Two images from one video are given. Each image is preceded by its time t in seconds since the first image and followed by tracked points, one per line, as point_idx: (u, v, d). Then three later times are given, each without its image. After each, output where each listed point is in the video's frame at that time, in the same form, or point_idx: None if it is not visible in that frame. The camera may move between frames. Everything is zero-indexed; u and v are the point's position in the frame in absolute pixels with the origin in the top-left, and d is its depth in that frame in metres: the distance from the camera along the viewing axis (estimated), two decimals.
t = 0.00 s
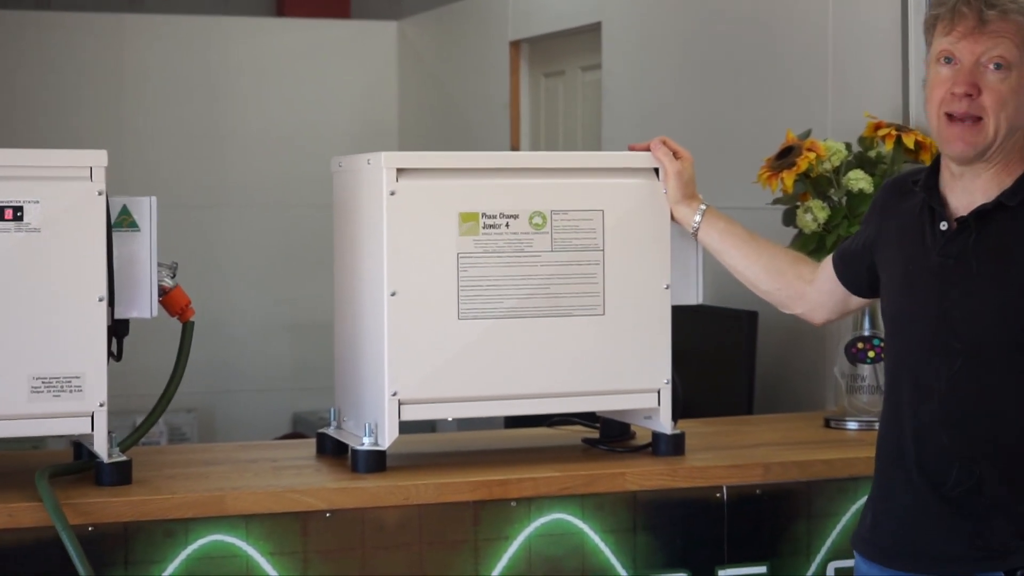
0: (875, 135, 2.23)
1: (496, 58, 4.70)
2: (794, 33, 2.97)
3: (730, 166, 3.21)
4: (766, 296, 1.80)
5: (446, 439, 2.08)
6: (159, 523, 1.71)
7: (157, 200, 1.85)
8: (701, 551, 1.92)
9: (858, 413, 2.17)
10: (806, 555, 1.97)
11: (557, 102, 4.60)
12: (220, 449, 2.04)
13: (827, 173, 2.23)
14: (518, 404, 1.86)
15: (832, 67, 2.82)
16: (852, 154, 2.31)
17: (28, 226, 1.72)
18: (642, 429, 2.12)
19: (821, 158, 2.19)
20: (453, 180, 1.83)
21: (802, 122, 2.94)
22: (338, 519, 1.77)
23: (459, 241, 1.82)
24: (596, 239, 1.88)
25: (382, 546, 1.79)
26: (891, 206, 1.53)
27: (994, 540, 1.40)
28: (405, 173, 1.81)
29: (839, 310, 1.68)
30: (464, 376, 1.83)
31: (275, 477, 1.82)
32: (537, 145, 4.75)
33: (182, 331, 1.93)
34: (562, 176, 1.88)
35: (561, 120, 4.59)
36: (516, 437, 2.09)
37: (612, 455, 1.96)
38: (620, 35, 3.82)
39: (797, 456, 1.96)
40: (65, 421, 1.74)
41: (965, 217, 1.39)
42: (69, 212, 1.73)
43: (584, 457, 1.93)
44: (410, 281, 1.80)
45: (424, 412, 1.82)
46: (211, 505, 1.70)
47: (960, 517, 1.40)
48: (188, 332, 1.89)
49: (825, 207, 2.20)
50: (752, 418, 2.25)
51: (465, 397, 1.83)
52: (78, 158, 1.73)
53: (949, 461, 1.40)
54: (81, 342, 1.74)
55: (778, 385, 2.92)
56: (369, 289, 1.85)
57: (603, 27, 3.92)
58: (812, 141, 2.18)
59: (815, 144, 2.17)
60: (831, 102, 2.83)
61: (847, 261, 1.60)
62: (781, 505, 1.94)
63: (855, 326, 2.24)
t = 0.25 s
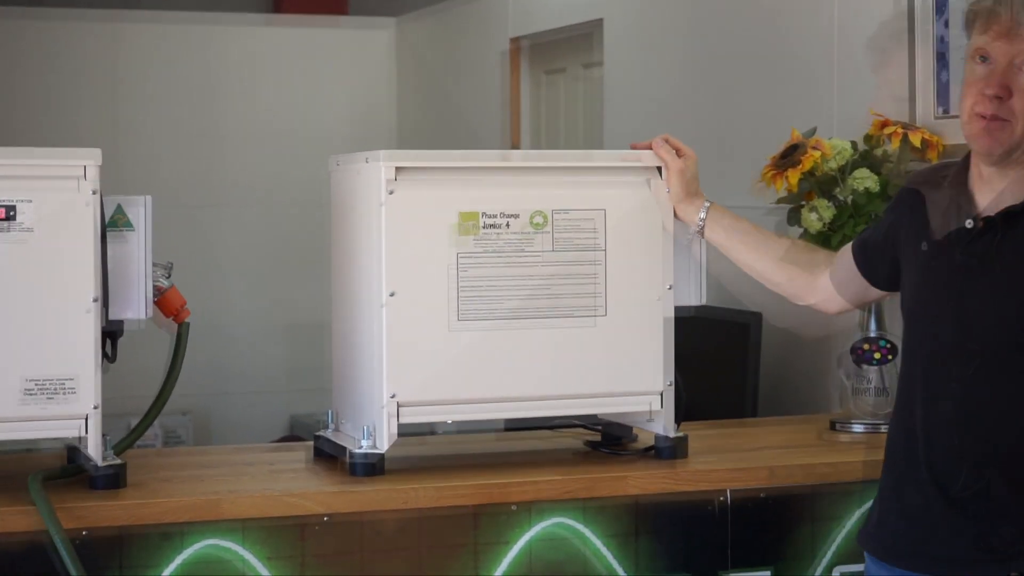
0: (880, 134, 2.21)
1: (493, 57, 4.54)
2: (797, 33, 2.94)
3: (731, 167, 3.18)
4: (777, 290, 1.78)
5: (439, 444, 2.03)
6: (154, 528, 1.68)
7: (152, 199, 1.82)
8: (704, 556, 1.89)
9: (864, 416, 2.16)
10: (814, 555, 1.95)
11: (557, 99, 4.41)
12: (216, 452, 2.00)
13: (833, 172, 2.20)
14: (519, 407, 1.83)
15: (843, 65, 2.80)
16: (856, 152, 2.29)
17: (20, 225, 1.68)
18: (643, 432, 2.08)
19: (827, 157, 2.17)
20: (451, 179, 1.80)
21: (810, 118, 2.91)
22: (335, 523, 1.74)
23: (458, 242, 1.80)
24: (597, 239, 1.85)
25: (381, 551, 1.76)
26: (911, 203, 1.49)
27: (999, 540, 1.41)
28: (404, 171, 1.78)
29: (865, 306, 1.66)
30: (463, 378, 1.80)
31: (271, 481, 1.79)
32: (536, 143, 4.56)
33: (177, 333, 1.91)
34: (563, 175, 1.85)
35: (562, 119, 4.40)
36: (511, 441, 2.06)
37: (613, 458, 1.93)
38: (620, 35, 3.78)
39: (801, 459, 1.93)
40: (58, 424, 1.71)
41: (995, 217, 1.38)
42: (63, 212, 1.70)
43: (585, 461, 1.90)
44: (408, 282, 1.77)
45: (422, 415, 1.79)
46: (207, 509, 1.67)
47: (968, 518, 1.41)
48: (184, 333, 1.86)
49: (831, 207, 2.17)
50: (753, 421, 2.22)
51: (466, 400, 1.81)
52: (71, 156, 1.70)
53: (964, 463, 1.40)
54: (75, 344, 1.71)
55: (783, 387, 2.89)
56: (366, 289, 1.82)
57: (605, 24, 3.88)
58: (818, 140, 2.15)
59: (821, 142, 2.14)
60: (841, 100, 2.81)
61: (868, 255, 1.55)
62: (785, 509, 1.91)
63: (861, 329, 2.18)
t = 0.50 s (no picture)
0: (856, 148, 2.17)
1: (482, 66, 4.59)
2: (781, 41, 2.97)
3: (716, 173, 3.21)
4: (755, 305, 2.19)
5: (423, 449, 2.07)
6: (147, 532, 1.72)
7: (145, 209, 1.84)
8: (687, 564, 1.93)
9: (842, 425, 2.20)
10: (787, 565, 2.01)
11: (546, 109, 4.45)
12: (207, 458, 2.05)
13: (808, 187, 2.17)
14: (504, 414, 1.88)
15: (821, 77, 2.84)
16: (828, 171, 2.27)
17: (14, 234, 1.73)
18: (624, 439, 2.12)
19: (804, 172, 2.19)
20: (435, 192, 1.83)
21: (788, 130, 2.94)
22: (329, 527, 1.78)
23: (444, 254, 1.83)
24: (581, 251, 1.89)
25: (374, 556, 1.82)
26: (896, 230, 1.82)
27: (957, 550, 1.70)
28: (390, 185, 1.82)
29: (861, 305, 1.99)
30: (450, 386, 1.84)
31: (262, 487, 1.83)
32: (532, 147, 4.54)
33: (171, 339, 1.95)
34: (548, 188, 1.88)
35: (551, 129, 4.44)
36: (493, 443, 2.07)
37: (596, 466, 1.96)
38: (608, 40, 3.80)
39: (779, 466, 1.97)
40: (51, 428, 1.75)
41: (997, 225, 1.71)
42: (54, 221, 1.73)
43: (569, 467, 1.94)
44: (397, 293, 1.81)
45: (411, 421, 1.84)
46: (199, 514, 1.71)
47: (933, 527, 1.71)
48: (175, 340, 1.90)
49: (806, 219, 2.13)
50: (732, 429, 2.26)
51: (452, 407, 1.85)
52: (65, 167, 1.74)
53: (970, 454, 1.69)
54: (68, 350, 1.74)
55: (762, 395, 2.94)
56: (355, 300, 1.86)
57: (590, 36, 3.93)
58: (795, 157, 2.23)
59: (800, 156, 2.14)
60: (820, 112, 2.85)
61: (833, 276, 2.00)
62: (765, 516, 1.95)
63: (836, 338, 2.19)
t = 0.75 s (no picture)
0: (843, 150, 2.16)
1: (470, 75, 4.67)
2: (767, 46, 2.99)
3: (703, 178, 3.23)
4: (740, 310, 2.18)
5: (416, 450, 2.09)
6: (140, 534, 1.74)
7: (137, 214, 1.88)
8: (671, 561, 1.97)
9: (827, 425, 2.21)
10: (773, 563, 2.02)
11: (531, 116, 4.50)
12: (200, 460, 2.06)
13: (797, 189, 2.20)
14: (492, 416, 1.90)
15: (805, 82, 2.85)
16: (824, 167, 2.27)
17: (9, 240, 1.73)
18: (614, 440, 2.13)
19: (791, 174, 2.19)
20: (427, 196, 1.85)
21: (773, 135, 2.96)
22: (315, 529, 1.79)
23: (435, 256, 1.85)
24: (570, 253, 1.91)
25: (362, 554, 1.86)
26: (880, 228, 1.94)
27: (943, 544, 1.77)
28: (381, 189, 1.84)
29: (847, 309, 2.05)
30: (441, 388, 1.86)
31: (254, 488, 1.85)
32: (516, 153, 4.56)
33: (163, 343, 1.95)
34: (537, 192, 1.90)
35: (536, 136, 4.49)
36: (482, 443, 2.09)
37: (585, 467, 1.98)
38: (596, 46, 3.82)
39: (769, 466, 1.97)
40: (45, 431, 1.76)
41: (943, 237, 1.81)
42: (47, 226, 1.74)
43: (556, 468, 1.96)
44: (388, 296, 1.83)
45: (401, 422, 1.85)
46: (192, 515, 1.71)
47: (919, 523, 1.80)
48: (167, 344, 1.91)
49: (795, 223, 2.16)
50: (721, 429, 2.28)
51: (442, 409, 1.86)
52: (59, 172, 1.75)
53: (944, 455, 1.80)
54: (62, 355, 1.76)
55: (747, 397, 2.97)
56: (346, 302, 1.88)
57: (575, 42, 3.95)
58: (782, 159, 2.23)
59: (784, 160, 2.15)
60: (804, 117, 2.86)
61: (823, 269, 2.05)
62: (751, 515, 1.97)
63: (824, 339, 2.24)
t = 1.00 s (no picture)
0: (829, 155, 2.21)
1: (460, 78, 4.69)
2: (753, 52, 3.01)
3: (689, 182, 3.25)
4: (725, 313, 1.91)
5: (409, 452, 2.12)
6: (133, 534, 1.75)
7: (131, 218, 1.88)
8: (661, 562, 1.97)
9: (813, 426, 2.22)
10: (761, 563, 2.02)
11: (521, 119, 4.52)
12: (192, 461, 2.08)
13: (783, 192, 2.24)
14: (482, 417, 1.91)
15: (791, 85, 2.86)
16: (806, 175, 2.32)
17: (3, 244, 1.75)
18: (603, 441, 2.15)
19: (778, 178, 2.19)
20: (417, 199, 1.87)
21: (761, 139, 2.97)
22: (306, 529, 1.81)
23: (425, 258, 1.87)
24: (559, 255, 1.93)
25: (351, 557, 1.84)
26: (849, 230, 1.71)
27: (921, 548, 1.55)
28: (372, 192, 1.85)
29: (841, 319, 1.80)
30: (430, 390, 1.87)
31: (245, 490, 1.86)
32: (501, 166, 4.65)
33: (154, 346, 1.96)
34: (526, 195, 1.92)
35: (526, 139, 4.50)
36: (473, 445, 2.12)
37: (574, 467, 2.00)
38: (579, 57, 3.84)
39: (755, 466, 2.00)
40: (38, 434, 1.77)
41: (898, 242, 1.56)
42: (42, 230, 1.76)
43: (546, 469, 1.98)
44: (378, 297, 1.85)
45: (391, 424, 1.86)
46: (185, 516, 1.73)
47: (886, 525, 1.57)
48: (159, 348, 1.92)
49: (781, 225, 2.22)
50: (709, 430, 2.30)
51: (431, 411, 1.88)
52: (51, 177, 1.76)
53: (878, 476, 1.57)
54: (55, 358, 1.77)
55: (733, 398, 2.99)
56: (337, 304, 1.89)
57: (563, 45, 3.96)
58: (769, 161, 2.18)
59: (771, 164, 2.18)
60: (790, 120, 2.87)
61: (812, 276, 1.77)
62: (739, 514, 1.99)
63: (810, 342, 2.29)
